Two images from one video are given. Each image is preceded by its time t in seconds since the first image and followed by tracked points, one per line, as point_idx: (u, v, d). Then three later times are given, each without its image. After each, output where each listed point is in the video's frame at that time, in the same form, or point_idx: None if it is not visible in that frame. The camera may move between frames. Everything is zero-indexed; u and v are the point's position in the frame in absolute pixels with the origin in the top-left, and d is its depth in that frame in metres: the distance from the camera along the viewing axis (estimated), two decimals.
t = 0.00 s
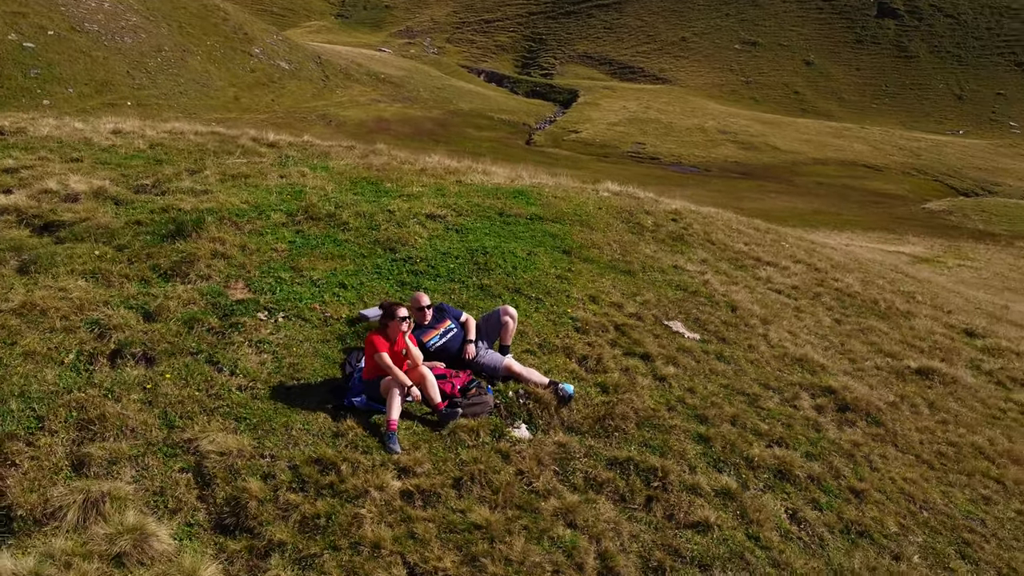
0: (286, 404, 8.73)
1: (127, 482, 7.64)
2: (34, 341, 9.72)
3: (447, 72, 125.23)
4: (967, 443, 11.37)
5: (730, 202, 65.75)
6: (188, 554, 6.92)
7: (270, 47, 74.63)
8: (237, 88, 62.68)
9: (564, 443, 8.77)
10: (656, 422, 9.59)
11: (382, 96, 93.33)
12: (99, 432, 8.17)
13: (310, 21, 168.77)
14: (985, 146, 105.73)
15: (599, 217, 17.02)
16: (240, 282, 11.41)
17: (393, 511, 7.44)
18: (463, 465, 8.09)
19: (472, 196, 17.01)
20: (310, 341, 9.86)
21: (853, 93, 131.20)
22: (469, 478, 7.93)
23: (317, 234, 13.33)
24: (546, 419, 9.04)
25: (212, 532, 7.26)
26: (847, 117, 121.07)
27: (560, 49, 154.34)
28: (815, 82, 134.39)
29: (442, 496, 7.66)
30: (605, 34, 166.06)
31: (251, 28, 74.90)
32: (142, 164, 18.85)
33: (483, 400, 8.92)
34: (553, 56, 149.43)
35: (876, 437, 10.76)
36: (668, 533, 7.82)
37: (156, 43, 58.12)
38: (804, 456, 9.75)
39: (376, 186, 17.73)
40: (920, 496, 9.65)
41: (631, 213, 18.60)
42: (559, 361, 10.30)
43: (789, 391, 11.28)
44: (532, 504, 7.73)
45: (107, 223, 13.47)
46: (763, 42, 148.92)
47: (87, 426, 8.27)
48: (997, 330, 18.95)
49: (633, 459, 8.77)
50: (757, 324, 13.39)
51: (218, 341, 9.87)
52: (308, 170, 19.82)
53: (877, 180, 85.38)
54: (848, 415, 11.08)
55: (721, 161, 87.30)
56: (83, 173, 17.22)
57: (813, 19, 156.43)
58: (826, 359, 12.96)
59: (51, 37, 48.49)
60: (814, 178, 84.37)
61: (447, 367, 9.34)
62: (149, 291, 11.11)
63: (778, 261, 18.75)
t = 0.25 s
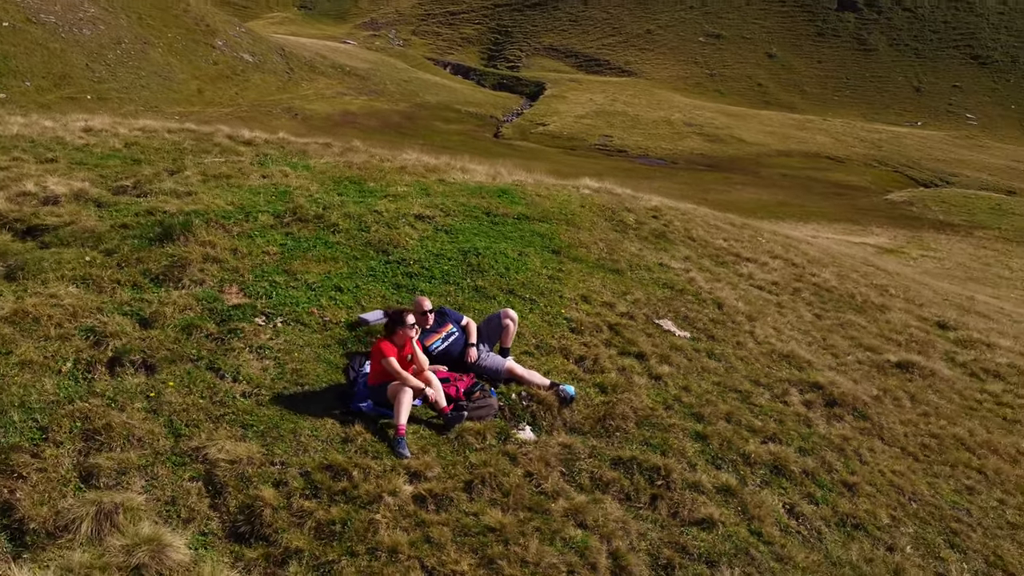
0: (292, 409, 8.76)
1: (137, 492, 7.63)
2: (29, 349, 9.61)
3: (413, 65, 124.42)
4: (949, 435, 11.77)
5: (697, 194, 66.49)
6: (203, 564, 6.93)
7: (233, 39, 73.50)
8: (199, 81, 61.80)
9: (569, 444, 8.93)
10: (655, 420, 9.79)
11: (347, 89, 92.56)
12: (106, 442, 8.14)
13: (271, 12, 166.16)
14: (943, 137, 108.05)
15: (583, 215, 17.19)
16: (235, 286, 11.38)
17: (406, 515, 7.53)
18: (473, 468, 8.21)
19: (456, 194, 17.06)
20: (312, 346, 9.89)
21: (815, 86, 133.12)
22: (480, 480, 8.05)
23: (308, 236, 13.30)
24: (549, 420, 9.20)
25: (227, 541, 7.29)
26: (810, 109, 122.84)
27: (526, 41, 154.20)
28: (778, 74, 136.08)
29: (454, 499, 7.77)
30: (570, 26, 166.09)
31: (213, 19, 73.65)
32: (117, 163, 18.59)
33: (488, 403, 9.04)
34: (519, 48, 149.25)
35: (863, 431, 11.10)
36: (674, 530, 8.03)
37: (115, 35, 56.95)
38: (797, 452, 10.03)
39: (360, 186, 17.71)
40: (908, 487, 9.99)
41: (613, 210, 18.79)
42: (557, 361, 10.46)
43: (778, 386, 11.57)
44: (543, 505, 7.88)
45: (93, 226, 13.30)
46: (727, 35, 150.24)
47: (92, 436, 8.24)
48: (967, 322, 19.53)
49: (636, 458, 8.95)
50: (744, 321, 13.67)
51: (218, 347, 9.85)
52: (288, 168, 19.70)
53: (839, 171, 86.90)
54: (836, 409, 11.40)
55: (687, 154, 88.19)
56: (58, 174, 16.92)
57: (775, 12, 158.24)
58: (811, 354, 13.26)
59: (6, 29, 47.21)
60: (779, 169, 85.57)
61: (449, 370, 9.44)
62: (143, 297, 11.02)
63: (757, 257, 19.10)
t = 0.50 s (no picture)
0: (305, 414, 8.82)
1: (157, 500, 7.65)
2: (33, 356, 9.52)
3: (384, 55, 123.51)
4: (937, 426, 12.14)
5: (670, 185, 67.06)
6: (229, 571, 6.99)
7: (201, 29, 72.41)
8: (167, 72, 61.00)
9: (579, 444, 9.09)
10: (660, 418, 9.99)
11: (318, 80, 91.68)
12: (121, 450, 8.13)
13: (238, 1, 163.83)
14: (908, 126, 109.86)
15: (573, 212, 17.33)
16: (236, 289, 11.35)
17: (426, 518, 7.65)
18: (487, 469, 8.35)
19: (447, 193, 17.11)
20: (319, 350, 9.93)
21: (783, 76, 134.44)
22: (496, 481, 8.19)
23: (305, 237, 13.29)
24: (558, 420, 9.35)
25: (250, 548, 7.34)
26: (779, 100, 124.13)
27: (497, 31, 153.67)
28: (747, 64, 137.19)
29: (473, 501, 7.90)
30: (541, 16, 165.72)
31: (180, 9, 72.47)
32: (100, 161, 18.33)
33: (498, 404, 9.16)
34: (490, 38, 148.72)
35: (856, 424, 11.41)
36: (686, 526, 8.24)
37: (80, 25, 55.87)
38: (796, 446, 10.29)
39: (349, 184, 17.67)
40: (903, 479, 10.32)
41: (601, 206, 18.96)
42: (561, 361, 10.61)
43: (773, 382, 11.85)
44: (559, 505, 8.04)
45: (84, 228, 13.16)
46: (697, 25, 151.10)
47: (106, 444, 8.22)
48: (944, 312, 20.05)
49: (645, 457, 9.14)
50: (736, 317, 13.94)
51: (225, 352, 9.84)
52: (275, 166, 19.58)
53: (809, 161, 88.06)
54: (831, 403, 11.70)
55: (659, 144, 88.74)
56: (41, 173, 16.67)
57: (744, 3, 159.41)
58: (802, 349, 13.57)
59: None
60: (750, 159, 86.49)
61: (458, 372, 9.54)
62: (144, 301, 10.96)
63: (743, 251, 19.40)
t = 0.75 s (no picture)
0: (320, 418, 8.87)
1: (179, 507, 7.69)
2: (40, 363, 9.46)
3: (353, 44, 122.44)
4: (926, 417, 12.51)
5: (643, 176, 67.57)
6: None
7: (166, 18, 71.17)
8: (132, 62, 60.28)
9: (590, 442, 9.26)
10: (665, 415, 10.20)
11: (287, 70, 90.66)
12: (139, 458, 8.14)
13: None
14: (874, 115, 111.54)
15: (563, 208, 17.46)
16: (238, 291, 11.33)
17: (448, 520, 7.78)
18: (505, 470, 8.47)
19: (438, 190, 17.14)
20: (328, 353, 9.96)
21: (752, 66, 135.56)
22: (514, 482, 8.32)
23: (303, 237, 13.29)
24: (568, 420, 9.52)
25: (274, 553, 7.41)
26: (748, 90, 125.27)
27: (467, 20, 152.91)
28: (716, 54, 138.10)
29: (492, 502, 8.04)
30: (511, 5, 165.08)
31: None
32: (82, 160, 18.08)
33: (510, 405, 9.29)
34: (460, 27, 148.02)
35: (851, 416, 11.73)
36: (698, 522, 8.45)
37: (41, 14, 54.81)
38: (796, 440, 10.57)
39: (339, 182, 17.63)
40: (898, 470, 10.65)
41: (589, 202, 19.13)
42: (567, 360, 10.77)
43: (770, 376, 12.12)
44: (575, 504, 8.22)
45: (77, 229, 13.00)
46: (666, 14, 151.54)
47: (123, 452, 8.22)
48: (922, 303, 20.56)
49: (654, 454, 9.35)
50: (729, 313, 14.21)
51: (234, 356, 9.85)
52: (260, 163, 19.44)
53: (778, 151, 89.13)
54: (825, 396, 12.02)
55: (631, 134, 89.15)
56: (24, 172, 16.41)
57: None
58: (794, 343, 13.88)
59: None
60: (720, 149, 87.27)
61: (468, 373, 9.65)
62: (147, 304, 10.91)
63: (728, 245, 19.71)
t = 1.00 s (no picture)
0: (333, 423, 8.92)
1: (200, 515, 7.73)
2: (45, 372, 9.39)
3: (318, 34, 121.09)
4: (912, 407, 12.93)
5: (613, 167, 68.06)
6: None
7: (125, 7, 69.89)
8: (91, 52, 60.23)
9: (599, 440, 9.45)
10: (668, 412, 10.43)
11: (251, 60, 89.53)
12: (156, 466, 8.15)
13: None
14: (837, 104, 113.25)
15: (551, 204, 17.62)
16: (239, 294, 11.31)
17: (469, 521, 7.91)
18: (519, 470, 8.63)
19: (426, 188, 17.18)
20: (336, 356, 10.00)
21: (717, 55, 136.70)
22: (529, 482, 8.48)
23: (299, 237, 13.28)
24: (576, 418, 9.70)
25: (298, 557, 7.49)
26: (713, 78, 126.34)
27: (432, 8, 151.89)
28: (682, 43, 138.96)
29: (510, 502, 8.19)
30: None
31: None
32: (61, 158, 17.81)
33: (520, 405, 9.44)
34: (426, 15, 146.98)
35: (842, 407, 12.09)
36: (708, 516, 8.69)
37: None
38: (793, 433, 10.88)
39: (326, 179, 17.59)
40: (890, 459, 11.01)
41: (574, 197, 19.31)
42: (570, 359, 10.94)
43: (763, 370, 12.43)
44: (590, 502, 8.40)
45: (68, 231, 12.85)
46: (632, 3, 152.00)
47: (139, 459, 8.23)
48: (897, 293, 21.13)
49: (661, 450, 9.57)
50: (719, 308, 14.50)
51: (241, 361, 9.86)
52: (243, 160, 19.28)
53: (744, 140, 90.17)
54: (816, 389, 12.36)
55: (599, 124, 89.53)
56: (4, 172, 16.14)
57: None
58: (783, 337, 14.22)
59: None
60: (687, 138, 88.12)
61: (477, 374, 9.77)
62: (148, 309, 10.86)
63: (711, 239, 20.04)
